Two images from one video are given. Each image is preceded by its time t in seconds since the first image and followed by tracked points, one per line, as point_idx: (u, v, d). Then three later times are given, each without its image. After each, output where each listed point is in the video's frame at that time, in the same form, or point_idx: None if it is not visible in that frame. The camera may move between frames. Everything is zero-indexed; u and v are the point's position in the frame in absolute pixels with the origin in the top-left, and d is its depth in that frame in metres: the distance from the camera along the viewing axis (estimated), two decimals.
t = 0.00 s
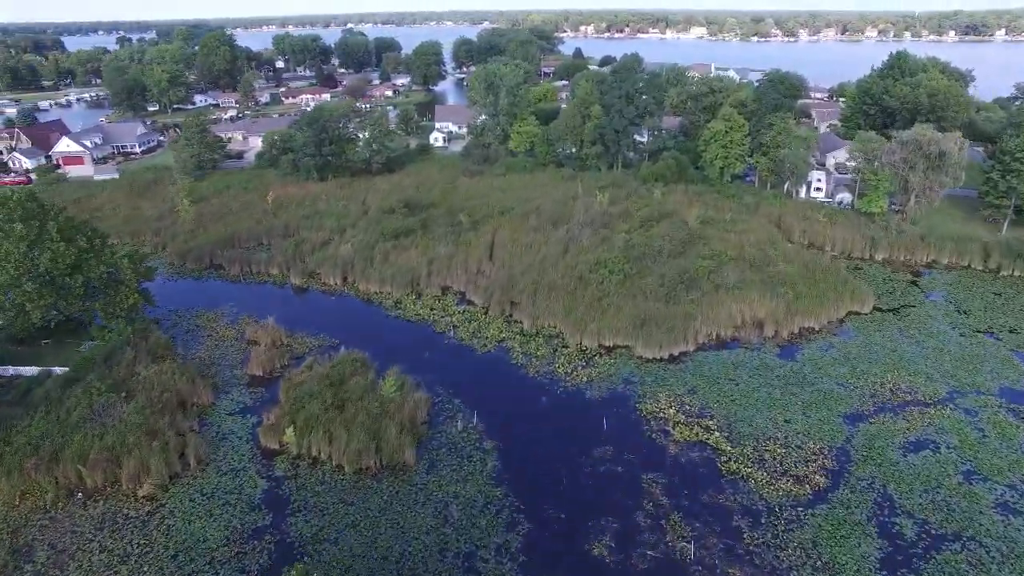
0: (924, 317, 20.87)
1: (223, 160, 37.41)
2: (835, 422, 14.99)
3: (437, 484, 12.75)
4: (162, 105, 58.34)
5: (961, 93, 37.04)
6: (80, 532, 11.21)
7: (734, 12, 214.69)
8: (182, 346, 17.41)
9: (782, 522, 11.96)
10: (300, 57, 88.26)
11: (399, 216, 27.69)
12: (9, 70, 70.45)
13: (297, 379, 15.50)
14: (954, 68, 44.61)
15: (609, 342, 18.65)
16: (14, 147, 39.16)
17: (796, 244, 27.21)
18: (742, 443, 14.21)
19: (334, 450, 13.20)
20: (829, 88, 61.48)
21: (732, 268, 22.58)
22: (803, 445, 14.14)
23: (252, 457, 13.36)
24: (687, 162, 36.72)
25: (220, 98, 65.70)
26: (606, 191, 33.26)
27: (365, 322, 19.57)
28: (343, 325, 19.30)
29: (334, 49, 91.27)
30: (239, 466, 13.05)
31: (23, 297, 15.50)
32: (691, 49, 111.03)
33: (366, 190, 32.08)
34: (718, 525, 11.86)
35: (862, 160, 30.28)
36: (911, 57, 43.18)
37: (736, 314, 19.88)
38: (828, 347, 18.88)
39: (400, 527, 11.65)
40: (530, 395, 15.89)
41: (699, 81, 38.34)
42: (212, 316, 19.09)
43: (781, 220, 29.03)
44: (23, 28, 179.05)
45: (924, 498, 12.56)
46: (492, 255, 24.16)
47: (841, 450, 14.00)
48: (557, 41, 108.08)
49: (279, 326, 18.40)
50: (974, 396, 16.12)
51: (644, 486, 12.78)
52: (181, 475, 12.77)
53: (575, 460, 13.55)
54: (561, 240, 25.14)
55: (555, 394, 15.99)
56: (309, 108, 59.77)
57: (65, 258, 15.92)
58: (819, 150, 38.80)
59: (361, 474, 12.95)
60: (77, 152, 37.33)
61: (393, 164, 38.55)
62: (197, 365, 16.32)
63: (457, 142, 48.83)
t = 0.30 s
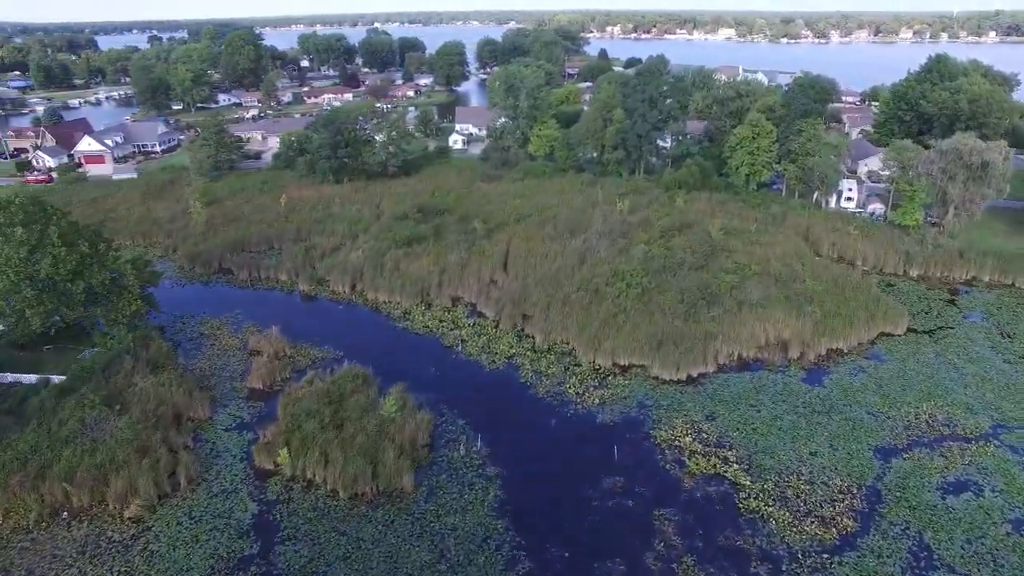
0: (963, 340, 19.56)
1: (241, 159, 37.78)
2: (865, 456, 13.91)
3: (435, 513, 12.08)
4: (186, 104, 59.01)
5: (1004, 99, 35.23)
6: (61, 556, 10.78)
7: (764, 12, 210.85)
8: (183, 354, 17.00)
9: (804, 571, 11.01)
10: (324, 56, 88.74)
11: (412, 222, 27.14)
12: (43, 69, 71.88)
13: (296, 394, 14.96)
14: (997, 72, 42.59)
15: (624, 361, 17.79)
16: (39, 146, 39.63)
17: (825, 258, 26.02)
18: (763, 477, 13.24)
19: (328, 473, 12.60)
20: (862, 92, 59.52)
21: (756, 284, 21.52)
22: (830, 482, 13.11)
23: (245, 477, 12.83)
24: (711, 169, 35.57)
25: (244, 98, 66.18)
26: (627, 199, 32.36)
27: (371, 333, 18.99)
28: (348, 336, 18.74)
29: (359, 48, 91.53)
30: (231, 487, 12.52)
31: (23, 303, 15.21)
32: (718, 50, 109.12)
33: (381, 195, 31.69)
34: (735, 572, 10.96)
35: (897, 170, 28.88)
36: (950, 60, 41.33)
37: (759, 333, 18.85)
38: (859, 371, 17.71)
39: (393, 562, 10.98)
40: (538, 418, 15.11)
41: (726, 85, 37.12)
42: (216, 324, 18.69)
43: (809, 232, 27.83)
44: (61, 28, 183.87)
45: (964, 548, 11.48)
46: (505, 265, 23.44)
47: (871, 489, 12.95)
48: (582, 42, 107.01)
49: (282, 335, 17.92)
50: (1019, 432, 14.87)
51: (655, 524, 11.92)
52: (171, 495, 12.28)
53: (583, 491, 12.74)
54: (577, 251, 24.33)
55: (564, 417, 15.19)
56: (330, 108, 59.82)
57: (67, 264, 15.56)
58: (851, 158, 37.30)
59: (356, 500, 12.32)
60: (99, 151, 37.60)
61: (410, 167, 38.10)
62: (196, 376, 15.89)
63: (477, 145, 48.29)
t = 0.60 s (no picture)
0: (1012, 369, 18.14)
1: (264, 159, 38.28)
2: (904, 499, 12.78)
3: (434, 546, 11.38)
4: (214, 103, 59.65)
5: None
6: None
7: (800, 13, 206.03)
8: (189, 363, 16.63)
9: None
10: (353, 55, 89.15)
11: (429, 228, 26.56)
12: (80, 67, 73.49)
13: (299, 410, 14.41)
14: None
15: (643, 383, 16.88)
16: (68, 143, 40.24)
17: (861, 275, 24.67)
18: (790, 519, 12.24)
19: (325, 498, 11.99)
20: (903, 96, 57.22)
21: (786, 302, 20.36)
22: (864, 527, 12.04)
23: (240, 498, 12.30)
24: (741, 177, 34.27)
25: (272, 98, 66.66)
26: (652, 207, 31.35)
27: (381, 345, 18.43)
28: (357, 347, 18.19)
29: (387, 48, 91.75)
30: (224, 508, 11.99)
31: (29, 308, 14.96)
32: (751, 52, 106.74)
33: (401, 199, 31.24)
34: None
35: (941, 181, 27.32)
36: (1000, 63, 39.21)
37: (788, 356, 17.74)
38: (897, 401, 16.48)
39: None
40: (548, 444, 14.32)
41: (758, 90, 35.72)
42: (224, 331, 18.32)
43: (843, 247, 26.49)
44: (102, 27, 189.02)
45: None
46: (523, 275, 22.68)
47: (910, 538, 11.85)
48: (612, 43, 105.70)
49: (289, 345, 17.44)
50: None
51: (669, 568, 11.04)
52: (163, 515, 11.80)
53: (592, 528, 11.92)
54: (598, 262, 23.45)
55: (577, 443, 14.37)
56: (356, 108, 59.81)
57: (73, 269, 15.26)
58: (890, 167, 35.55)
59: (352, 528, 11.68)
60: (125, 149, 37.97)
61: (431, 171, 37.60)
62: (199, 387, 15.47)
63: (501, 147, 47.62)
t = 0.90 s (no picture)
0: None
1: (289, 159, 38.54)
2: (951, 553, 11.60)
3: None
4: (247, 101, 60.48)
5: None
6: None
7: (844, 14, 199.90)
8: (197, 370, 16.32)
9: None
10: (385, 54, 89.45)
11: (450, 234, 25.98)
12: (122, 65, 75.24)
13: (303, 425, 13.92)
14: None
15: (665, 407, 15.93)
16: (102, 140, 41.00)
17: (904, 295, 23.19)
18: (821, 570, 11.19)
19: (322, 523, 11.43)
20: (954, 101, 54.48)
21: (822, 323, 19.12)
22: None
23: (235, 518, 11.81)
24: (776, 186, 32.83)
25: (304, 97, 67.08)
26: (681, 216, 30.25)
27: (393, 356, 17.92)
28: (368, 357, 17.71)
29: (420, 47, 91.77)
30: (219, 529, 11.51)
31: (39, 310, 14.80)
32: (792, 55, 103.65)
33: (423, 204, 30.80)
34: None
35: (994, 195, 25.58)
36: None
37: (823, 383, 16.56)
38: (945, 437, 15.16)
39: None
40: (561, 472, 13.53)
41: (797, 95, 34.18)
42: (236, 338, 18.01)
43: (886, 264, 24.99)
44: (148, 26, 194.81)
45: None
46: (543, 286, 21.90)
47: None
48: (647, 44, 103.90)
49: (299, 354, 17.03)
50: None
51: None
52: (156, 533, 11.37)
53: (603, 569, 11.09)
54: (622, 276, 22.57)
55: (591, 472, 13.54)
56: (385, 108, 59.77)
57: (83, 272, 15.05)
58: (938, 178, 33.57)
59: (348, 558, 11.06)
60: (156, 148, 38.44)
61: (456, 174, 37.06)
62: (204, 397, 15.12)
63: (528, 150, 46.85)
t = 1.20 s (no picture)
0: None
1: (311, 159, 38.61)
2: None
3: None
4: (276, 100, 60.96)
5: None
6: None
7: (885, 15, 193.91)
8: (202, 378, 15.95)
9: None
10: (414, 54, 89.47)
11: (468, 240, 25.35)
12: (158, 64, 76.61)
13: (303, 442, 13.40)
14: None
15: (684, 434, 15.02)
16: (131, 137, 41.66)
17: (948, 316, 21.75)
18: None
19: (314, 551, 10.83)
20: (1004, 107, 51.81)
21: (858, 345, 17.91)
22: None
23: (227, 540, 11.30)
24: (811, 196, 31.41)
25: (332, 97, 67.33)
26: (709, 226, 29.14)
27: (401, 368, 17.37)
28: (377, 369, 17.20)
29: (449, 47, 91.55)
30: (209, 553, 11.00)
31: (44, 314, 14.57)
32: (831, 57, 100.59)
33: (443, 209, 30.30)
34: None
35: None
36: None
37: (857, 413, 15.46)
38: (994, 479, 13.89)
39: None
40: (571, 502, 12.72)
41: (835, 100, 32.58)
42: (244, 345, 17.63)
43: (928, 282, 23.53)
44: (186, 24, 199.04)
45: None
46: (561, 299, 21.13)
47: None
48: (680, 45, 102.03)
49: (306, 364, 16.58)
50: None
51: None
52: (144, 554, 10.91)
53: None
54: (644, 291, 21.67)
55: (603, 504, 12.71)
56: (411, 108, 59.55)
57: (88, 276, 14.74)
58: (986, 189, 31.75)
59: None
60: (182, 146, 38.92)
61: (478, 177, 36.46)
62: (206, 408, 14.72)
63: (554, 153, 46.03)
